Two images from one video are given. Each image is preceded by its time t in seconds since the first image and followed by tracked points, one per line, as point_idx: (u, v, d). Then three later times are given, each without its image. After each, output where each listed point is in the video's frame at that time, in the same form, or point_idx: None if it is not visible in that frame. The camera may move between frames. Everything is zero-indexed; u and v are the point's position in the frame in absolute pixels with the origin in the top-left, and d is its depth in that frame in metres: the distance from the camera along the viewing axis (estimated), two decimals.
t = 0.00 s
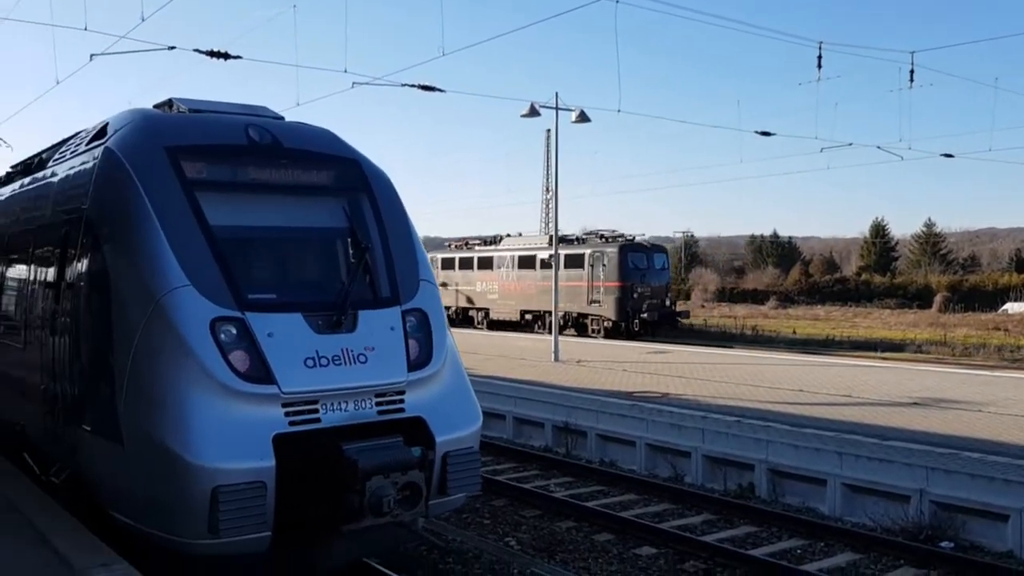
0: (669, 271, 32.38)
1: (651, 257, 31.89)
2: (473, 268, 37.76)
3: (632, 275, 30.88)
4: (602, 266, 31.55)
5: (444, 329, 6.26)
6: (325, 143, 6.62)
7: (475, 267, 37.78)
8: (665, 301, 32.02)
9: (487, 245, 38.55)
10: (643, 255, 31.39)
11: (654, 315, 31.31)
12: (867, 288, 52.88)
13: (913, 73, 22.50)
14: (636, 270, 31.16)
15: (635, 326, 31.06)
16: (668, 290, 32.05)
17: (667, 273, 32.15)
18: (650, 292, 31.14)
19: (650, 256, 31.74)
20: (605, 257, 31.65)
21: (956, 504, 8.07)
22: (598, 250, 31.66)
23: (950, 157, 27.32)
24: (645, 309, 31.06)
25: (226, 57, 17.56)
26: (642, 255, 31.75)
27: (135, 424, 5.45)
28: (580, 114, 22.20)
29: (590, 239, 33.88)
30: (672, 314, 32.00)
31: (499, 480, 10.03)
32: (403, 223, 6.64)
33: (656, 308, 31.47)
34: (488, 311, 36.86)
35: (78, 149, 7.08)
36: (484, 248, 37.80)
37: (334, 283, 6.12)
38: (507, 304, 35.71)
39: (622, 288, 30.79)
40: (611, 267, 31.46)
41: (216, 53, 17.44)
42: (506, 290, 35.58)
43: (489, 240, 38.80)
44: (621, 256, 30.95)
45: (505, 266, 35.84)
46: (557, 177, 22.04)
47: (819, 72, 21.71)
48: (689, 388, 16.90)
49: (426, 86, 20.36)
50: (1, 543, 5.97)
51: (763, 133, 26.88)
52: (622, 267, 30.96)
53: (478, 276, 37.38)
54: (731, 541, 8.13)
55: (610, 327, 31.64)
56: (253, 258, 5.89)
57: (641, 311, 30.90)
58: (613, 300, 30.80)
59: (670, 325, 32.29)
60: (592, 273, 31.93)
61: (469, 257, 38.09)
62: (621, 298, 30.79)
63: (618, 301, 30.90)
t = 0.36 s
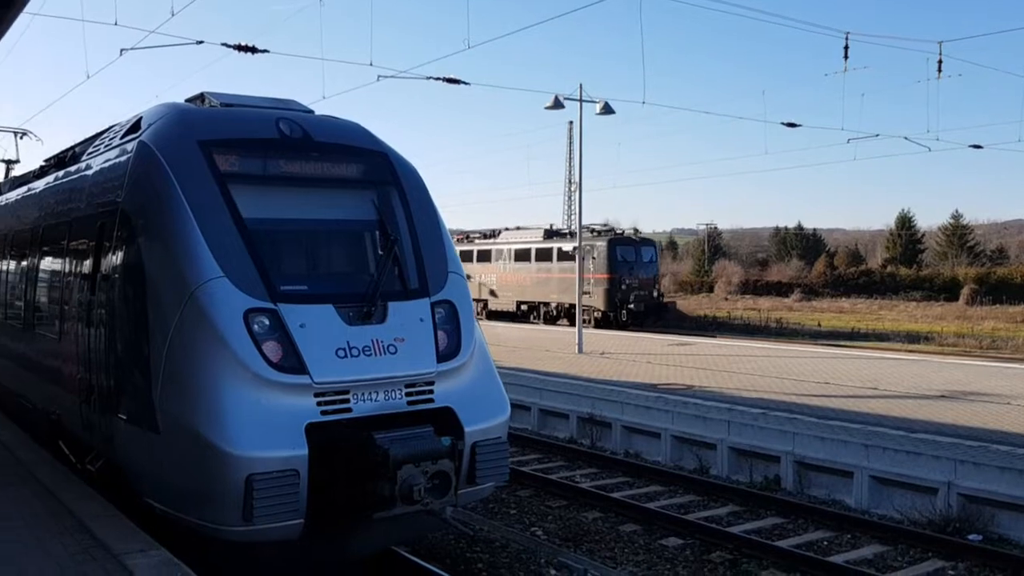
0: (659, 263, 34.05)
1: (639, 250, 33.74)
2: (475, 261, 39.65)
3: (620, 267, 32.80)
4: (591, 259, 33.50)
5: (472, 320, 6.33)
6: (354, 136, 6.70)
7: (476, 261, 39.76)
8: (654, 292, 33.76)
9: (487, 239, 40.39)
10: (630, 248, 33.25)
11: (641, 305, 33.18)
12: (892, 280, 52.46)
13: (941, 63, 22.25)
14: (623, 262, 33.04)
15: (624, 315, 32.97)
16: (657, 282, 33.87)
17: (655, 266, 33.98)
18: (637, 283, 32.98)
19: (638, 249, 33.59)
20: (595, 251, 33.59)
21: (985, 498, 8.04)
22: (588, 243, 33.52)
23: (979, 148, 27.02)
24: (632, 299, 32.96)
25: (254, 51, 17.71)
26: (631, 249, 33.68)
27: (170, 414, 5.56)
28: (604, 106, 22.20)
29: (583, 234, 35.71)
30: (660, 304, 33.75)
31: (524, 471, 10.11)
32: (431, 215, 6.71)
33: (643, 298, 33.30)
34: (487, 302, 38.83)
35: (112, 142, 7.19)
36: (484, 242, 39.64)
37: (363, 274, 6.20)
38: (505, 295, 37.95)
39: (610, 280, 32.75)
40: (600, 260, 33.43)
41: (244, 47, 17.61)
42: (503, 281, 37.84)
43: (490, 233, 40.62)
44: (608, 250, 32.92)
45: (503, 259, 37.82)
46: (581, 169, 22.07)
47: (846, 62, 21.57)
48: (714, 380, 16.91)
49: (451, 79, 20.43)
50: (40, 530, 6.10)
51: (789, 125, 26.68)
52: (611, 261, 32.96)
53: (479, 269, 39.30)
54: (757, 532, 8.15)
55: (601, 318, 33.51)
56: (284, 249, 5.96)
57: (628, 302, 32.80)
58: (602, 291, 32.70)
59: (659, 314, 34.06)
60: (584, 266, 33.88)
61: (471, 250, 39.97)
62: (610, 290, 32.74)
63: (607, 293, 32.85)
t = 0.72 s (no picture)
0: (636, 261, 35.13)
1: (617, 249, 34.75)
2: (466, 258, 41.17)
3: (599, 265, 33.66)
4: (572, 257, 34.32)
5: (480, 316, 6.36)
6: (364, 131, 6.74)
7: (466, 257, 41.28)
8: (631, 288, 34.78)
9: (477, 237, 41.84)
10: (609, 247, 34.26)
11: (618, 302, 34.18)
12: (904, 280, 52.18)
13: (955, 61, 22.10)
14: (602, 260, 33.97)
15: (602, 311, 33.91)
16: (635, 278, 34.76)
17: (633, 263, 34.88)
18: (616, 280, 33.90)
19: (616, 248, 34.60)
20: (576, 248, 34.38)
21: (994, 498, 8.03)
22: (569, 241, 34.25)
23: (992, 147, 26.85)
24: (610, 296, 33.93)
25: (266, 46, 17.76)
26: (609, 247, 34.54)
27: (181, 407, 5.61)
28: (615, 103, 22.17)
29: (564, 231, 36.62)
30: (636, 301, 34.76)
31: (532, 467, 10.15)
32: (441, 211, 6.74)
33: (620, 294, 34.19)
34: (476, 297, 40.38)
35: (125, 137, 7.25)
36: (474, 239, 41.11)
37: (373, 270, 6.23)
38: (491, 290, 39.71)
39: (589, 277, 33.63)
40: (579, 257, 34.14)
41: (256, 43, 17.67)
42: (490, 276, 39.53)
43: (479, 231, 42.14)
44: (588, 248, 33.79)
45: (491, 255, 39.27)
46: (592, 166, 22.08)
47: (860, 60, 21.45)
48: (724, 379, 16.89)
49: (462, 76, 20.44)
50: (52, 520, 6.16)
51: (801, 123, 26.58)
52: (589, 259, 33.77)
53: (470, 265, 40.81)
54: (764, 531, 8.15)
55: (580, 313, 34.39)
56: (294, 243, 6.00)
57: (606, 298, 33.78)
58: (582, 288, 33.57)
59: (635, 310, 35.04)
60: (563, 263, 34.61)
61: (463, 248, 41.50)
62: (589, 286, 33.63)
63: (586, 289, 33.70)
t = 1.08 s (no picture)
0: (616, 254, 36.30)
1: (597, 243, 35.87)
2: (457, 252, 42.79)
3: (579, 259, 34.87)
4: (553, 251, 35.69)
5: (485, 308, 6.37)
6: (371, 124, 6.75)
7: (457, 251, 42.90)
8: (610, 281, 35.99)
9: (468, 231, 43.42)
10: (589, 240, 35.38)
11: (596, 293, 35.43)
12: (916, 275, 52.00)
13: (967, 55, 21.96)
14: (581, 253, 35.15)
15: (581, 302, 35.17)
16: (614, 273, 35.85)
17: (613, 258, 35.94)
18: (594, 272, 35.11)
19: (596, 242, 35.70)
20: (558, 242, 35.73)
21: (999, 494, 8.03)
22: (550, 235, 35.81)
23: (1004, 142, 26.68)
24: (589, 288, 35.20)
25: (276, 39, 17.81)
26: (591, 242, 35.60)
27: (187, 397, 5.65)
28: (626, 95, 22.12)
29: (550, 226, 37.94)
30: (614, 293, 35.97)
31: (537, 459, 10.18)
32: (447, 203, 6.75)
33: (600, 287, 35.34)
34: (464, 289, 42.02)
35: (134, 128, 7.29)
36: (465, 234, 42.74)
37: (379, 262, 6.25)
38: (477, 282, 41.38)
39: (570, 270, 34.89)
40: (560, 251, 35.52)
41: (267, 35, 17.70)
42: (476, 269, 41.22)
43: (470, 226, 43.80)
44: (569, 241, 35.00)
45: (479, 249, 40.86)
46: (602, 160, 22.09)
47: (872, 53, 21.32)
48: (732, 373, 16.89)
49: (472, 69, 20.43)
50: (59, 508, 6.22)
51: (813, 117, 26.43)
52: (570, 252, 35.00)
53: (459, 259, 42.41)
54: (769, 525, 8.16)
55: (561, 304, 35.79)
56: (300, 234, 6.02)
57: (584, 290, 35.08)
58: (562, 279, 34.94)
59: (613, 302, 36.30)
60: (546, 256, 36.13)
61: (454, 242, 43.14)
62: (570, 278, 34.97)
63: (567, 281, 35.06)
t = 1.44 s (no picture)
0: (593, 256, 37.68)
1: (574, 244, 37.20)
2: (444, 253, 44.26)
3: (555, 260, 36.19)
4: (531, 251, 37.06)
5: (487, 309, 6.38)
6: (372, 124, 6.76)
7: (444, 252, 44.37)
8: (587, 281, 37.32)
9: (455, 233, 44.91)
10: (567, 241, 36.69)
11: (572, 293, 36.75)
12: (920, 276, 51.94)
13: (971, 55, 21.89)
14: (559, 254, 36.45)
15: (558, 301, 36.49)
16: (591, 272, 37.22)
17: (589, 258, 37.28)
18: (572, 272, 36.44)
19: (573, 243, 37.03)
20: (535, 244, 37.08)
21: (1001, 494, 8.02)
22: (529, 236, 37.16)
23: (1007, 143, 26.66)
24: (566, 287, 36.52)
25: (278, 40, 17.81)
26: (567, 242, 36.92)
27: (189, 397, 5.65)
28: (629, 96, 22.13)
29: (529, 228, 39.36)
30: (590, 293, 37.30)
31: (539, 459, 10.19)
32: (448, 204, 6.76)
33: (576, 286, 36.71)
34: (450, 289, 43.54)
35: (136, 129, 7.30)
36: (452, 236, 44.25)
37: (380, 262, 6.26)
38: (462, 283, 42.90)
39: (547, 271, 36.19)
40: (538, 252, 36.88)
41: (269, 36, 17.72)
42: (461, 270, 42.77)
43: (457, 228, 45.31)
44: (547, 242, 36.31)
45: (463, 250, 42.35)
46: (604, 161, 22.11)
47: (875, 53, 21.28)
48: (734, 373, 16.89)
49: (475, 69, 20.42)
50: (62, 508, 6.23)
51: (815, 117, 26.39)
52: (547, 253, 36.34)
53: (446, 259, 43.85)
54: (770, 525, 8.16)
55: (539, 303, 37.14)
56: (301, 235, 6.03)
57: (562, 289, 36.38)
58: (539, 279, 36.27)
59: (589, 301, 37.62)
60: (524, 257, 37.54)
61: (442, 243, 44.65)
62: (547, 278, 36.32)
63: (544, 281, 36.39)
